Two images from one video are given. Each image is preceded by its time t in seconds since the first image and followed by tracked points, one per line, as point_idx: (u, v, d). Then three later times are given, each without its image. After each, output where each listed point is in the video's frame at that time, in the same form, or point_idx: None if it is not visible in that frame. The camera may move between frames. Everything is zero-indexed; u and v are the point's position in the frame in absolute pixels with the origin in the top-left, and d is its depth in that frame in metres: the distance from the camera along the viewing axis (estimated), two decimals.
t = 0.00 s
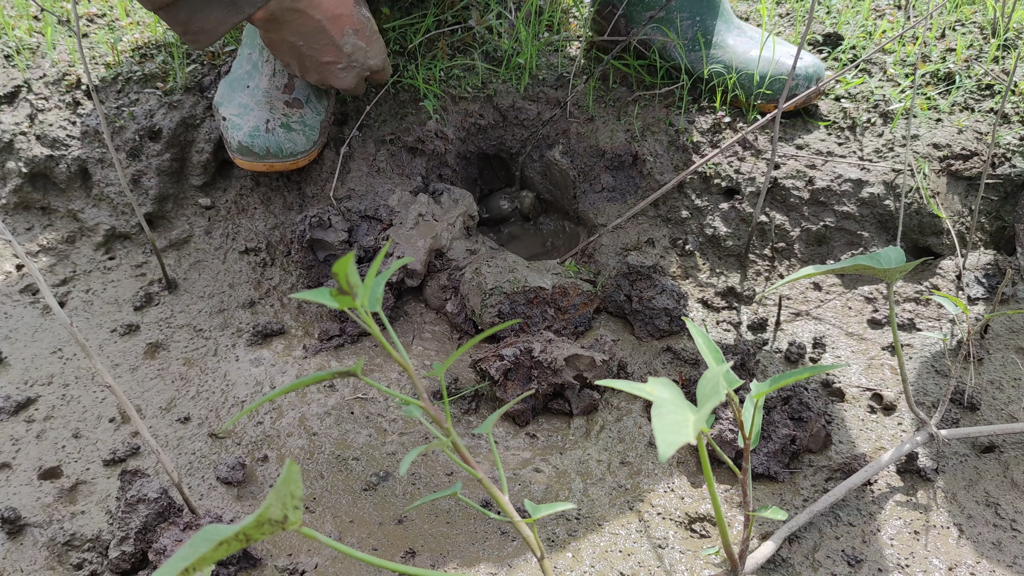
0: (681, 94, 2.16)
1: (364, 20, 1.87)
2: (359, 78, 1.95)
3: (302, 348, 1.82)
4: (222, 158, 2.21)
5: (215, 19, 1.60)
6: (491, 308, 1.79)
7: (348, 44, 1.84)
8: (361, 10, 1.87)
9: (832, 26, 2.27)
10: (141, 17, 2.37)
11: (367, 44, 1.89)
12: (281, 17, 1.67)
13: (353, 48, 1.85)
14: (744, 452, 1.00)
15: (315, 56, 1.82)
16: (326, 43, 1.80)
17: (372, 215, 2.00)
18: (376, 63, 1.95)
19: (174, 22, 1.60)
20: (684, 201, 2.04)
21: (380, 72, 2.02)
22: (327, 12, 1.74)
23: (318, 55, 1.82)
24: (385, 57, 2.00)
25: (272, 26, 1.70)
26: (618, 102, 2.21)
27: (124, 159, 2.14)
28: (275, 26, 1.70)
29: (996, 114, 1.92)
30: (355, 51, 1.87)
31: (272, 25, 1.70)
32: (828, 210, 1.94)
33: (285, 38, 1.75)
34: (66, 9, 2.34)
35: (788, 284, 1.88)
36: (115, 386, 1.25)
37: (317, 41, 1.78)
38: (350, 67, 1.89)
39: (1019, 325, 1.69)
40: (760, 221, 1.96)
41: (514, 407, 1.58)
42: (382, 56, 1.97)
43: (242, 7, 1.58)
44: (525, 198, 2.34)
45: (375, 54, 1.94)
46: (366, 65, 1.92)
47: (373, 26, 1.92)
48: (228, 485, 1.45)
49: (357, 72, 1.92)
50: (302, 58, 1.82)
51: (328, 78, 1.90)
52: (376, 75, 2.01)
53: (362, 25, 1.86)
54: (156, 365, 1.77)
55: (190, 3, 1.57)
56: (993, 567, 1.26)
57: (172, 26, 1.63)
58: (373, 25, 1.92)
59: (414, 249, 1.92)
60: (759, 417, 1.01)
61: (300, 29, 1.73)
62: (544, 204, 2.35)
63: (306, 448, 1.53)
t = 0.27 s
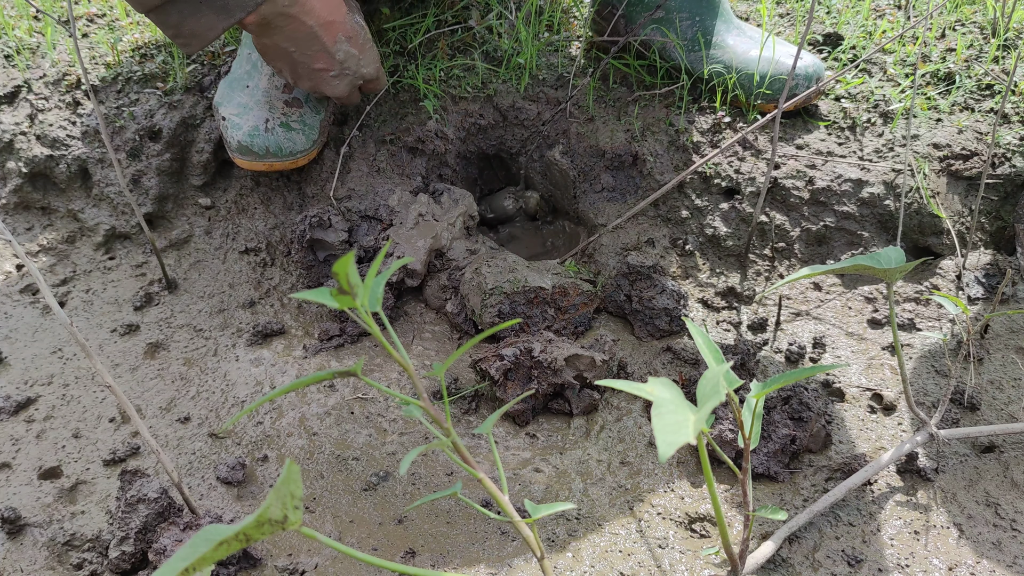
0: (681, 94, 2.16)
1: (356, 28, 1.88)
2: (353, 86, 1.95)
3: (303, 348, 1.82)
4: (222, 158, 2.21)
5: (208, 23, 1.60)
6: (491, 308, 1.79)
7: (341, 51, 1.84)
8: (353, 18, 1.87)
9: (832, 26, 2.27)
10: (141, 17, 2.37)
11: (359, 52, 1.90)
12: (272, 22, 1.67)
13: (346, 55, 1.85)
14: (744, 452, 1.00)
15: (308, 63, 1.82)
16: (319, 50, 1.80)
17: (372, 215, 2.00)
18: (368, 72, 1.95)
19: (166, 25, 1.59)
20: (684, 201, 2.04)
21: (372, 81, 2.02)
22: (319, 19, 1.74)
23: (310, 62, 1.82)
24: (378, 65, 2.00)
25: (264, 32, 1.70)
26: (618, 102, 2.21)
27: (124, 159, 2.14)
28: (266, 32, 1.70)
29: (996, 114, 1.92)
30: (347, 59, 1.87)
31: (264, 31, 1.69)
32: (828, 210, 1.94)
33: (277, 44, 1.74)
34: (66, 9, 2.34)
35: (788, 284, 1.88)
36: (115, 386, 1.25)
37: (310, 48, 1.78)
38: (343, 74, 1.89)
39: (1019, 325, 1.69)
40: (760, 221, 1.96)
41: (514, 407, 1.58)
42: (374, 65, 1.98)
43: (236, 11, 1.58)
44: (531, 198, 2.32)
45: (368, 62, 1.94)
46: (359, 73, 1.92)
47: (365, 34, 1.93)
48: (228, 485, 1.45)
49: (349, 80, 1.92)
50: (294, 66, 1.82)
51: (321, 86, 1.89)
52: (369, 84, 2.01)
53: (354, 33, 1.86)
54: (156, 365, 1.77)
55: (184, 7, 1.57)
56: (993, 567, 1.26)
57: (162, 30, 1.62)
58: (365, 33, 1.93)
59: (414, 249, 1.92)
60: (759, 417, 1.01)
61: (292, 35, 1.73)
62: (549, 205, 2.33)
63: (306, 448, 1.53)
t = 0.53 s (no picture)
0: (681, 94, 2.16)
1: (363, 34, 1.87)
2: (359, 92, 1.94)
3: (303, 348, 1.82)
4: (222, 158, 2.21)
5: (211, 27, 1.62)
6: (491, 308, 1.79)
7: (347, 56, 1.83)
8: (359, 23, 1.87)
9: (832, 26, 2.27)
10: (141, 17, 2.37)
11: (366, 57, 1.89)
12: (276, 26, 1.67)
13: (352, 61, 1.85)
14: (744, 452, 1.00)
15: (313, 68, 1.81)
16: (323, 55, 1.79)
17: (372, 215, 2.00)
18: (375, 77, 1.94)
19: (171, 30, 1.62)
20: (684, 200, 2.04)
21: (380, 88, 2.01)
22: (323, 23, 1.74)
23: (316, 67, 1.81)
24: (386, 72, 1.99)
25: (268, 37, 1.70)
26: (618, 102, 2.21)
27: (124, 159, 2.14)
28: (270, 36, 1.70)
29: (996, 114, 1.92)
30: (353, 65, 1.86)
31: (268, 36, 1.70)
32: (828, 210, 1.94)
33: (282, 49, 1.75)
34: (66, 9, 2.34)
35: (788, 284, 1.88)
36: (115, 386, 1.25)
37: (315, 53, 1.78)
38: (349, 80, 1.89)
39: (1019, 325, 1.69)
40: (760, 221, 1.96)
41: (514, 407, 1.58)
42: (382, 71, 1.97)
43: (240, 16, 1.58)
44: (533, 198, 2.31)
45: (375, 68, 1.93)
46: (365, 79, 1.91)
47: (372, 40, 1.92)
48: (228, 485, 1.45)
49: (356, 86, 1.91)
50: (300, 71, 1.82)
51: (327, 92, 1.89)
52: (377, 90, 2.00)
53: (360, 38, 1.86)
54: (156, 365, 1.77)
55: (189, 12, 1.59)
56: (993, 567, 1.26)
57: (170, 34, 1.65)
58: (372, 39, 1.92)
59: (414, 249, 1.92)
60: (759, 417, 1.01)
61: (297, 40, 1.73)
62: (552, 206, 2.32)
63: (306, 448, 1.53)
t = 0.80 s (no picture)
0: (681, 94, 2.16)
1: (385, 33, 1.88)
2: (383, 91, 1.95)
3: (303, 348, 1.81)
4: (222, 158, 2.21)
5: (235, 32, 1.60)
6: (491, 308, 1.79)
7: (371, 56, 1.84)
8: (381, 23, 1.88)
9: (832, 26, 2.27)
10: (141, 17, 2.37)
11: (390, 57, 1.90)
12: (301, 29, 1.67)
13: (376, 60, 1.86)
14: (744, 452, 1.00)
15: (337, 69, 1.82)
16: (347, 56, 1.80)
17: (372, 215, 2.00)
18: (399, 76, 1.94)
19: (195, 36, 1.60)
20: (684, 201, 2.04)
21: (404, 87, 2.02)
22: (347, 25, 1.75)
23: (340, 68, 1.82)
24: (409, 70, 1.99)
25: (292, 39, 1.71)
26: (618, 102, 2.21)
27: (124, 159, 2.14)
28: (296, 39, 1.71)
29: (996, 114, 1.92)
30: (377, 65, 1.87)
31: (292, 38, 1.70)
32: (828, 210, 1.94)
33: (306, 51, 1.76)
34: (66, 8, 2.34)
35: (789, 284, 1.88)
36: (115, 386, 1.25)
37: (339, 54, 1.79)
38: (373, 79, 1.90)
39: (1019, 325, 1.69)
40: (760, 221, 1.96)
41: (514, 407, 1.58)
42: (406, 70, 1.98)
43: (263, 20, 1.59)
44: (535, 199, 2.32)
45: (399, 67, 1.93)
46: (390, 78, 1.92)
47: (394, 40, 1.93)
48: (228, 485, 1.45)
49: (381, 85, 1.92)
50: (325, 73, 1.83)
51: (353, 93, 1.90)
52: (400, 89, 2.01)
53: (383, 38, 1.86)
54: (156, 365, 1.77)
55: (214, 17, 1.58)
56: (993, 567, 1.26)
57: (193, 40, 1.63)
58: (394, 38, 1.93)
59: (414, 250, 1.92)
60: (759, 417, 1.01)
61: (321, 42, 1.74)
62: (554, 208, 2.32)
63: (306, 448, 1.53)
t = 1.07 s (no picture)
0: (681, 94, 2.16)
1: (387, 34, 1.88)
2: (385, 91, 1.95)
3: (303, 348, 1.82)
4: (222, 158, 2.21)
5: (240, 31, 1.60)
6: (491, 308, 1.79)
7: (372, 56, 1.84)
8: (383, 23, 1.88)
9: (832, 26, 2.27)
10: (141, 17, 2.37)
11: (392, 57, 1.90)
12: (304, 28, 1.68)
13: (377, 60, 1.86)
14: (744, 452, 1.00)
15: (339, 69, 1.83)
16: (350, 56, 1.81)
17: (372, 215, 2.00)
18: (402, 76, 1.95)
19: (198, 36, 1.59)
20: (684, 201, 2.04)
21: (407, 87, 2.02)
22: (350, 24, 1.75)
23: (341, 68, 1.83)
24: (411, 70, 2.00)
25: (295, 39, 1.71)
26: (618, 102, 2.21)
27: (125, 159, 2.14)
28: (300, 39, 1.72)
29: (996, 114, 1.92)
30: (379, 65, 1.87)
31: (296, 38, 1.71)
32: (828, 210, 1.94)
33: (310, 51, 1.76)
34: (66, 9, 2.34)
35: (789, 284, 1.88)
36: (115, 386, 1.25)
37: (341, 54, 1.79)
38: (375, 79, 1.90)
39: (1019, 325, 1.69)
40: (760, 221, 1.96)
41: (514, 407, 1.58)
42: (408, 70, 1.98)
43: (267, 20, 1.58)
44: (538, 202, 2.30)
45: (401, 67, 1.94)
46: (392, 79, 1.93)
47: (397, 40, 1.94)
48: (228, 485, 1.45)
49: (383, 85, 1.92)
50: (328, 72, 1.84)
51: (355, 93, 1.90)
52: (402, 89, 2.02)
53: (385, 38, 1.87)
54: (156, 365, 1.77)
55: (218, 17, 1.56)
56: (992, 567, 1.26)
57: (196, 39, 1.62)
58: (397, 39, 1.94)
59: (414, 249, 1.92)
60: (759, 417, 1.01)
61: (323, 42, 1.74)
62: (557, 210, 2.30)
63: (306, 448, 1.53)
